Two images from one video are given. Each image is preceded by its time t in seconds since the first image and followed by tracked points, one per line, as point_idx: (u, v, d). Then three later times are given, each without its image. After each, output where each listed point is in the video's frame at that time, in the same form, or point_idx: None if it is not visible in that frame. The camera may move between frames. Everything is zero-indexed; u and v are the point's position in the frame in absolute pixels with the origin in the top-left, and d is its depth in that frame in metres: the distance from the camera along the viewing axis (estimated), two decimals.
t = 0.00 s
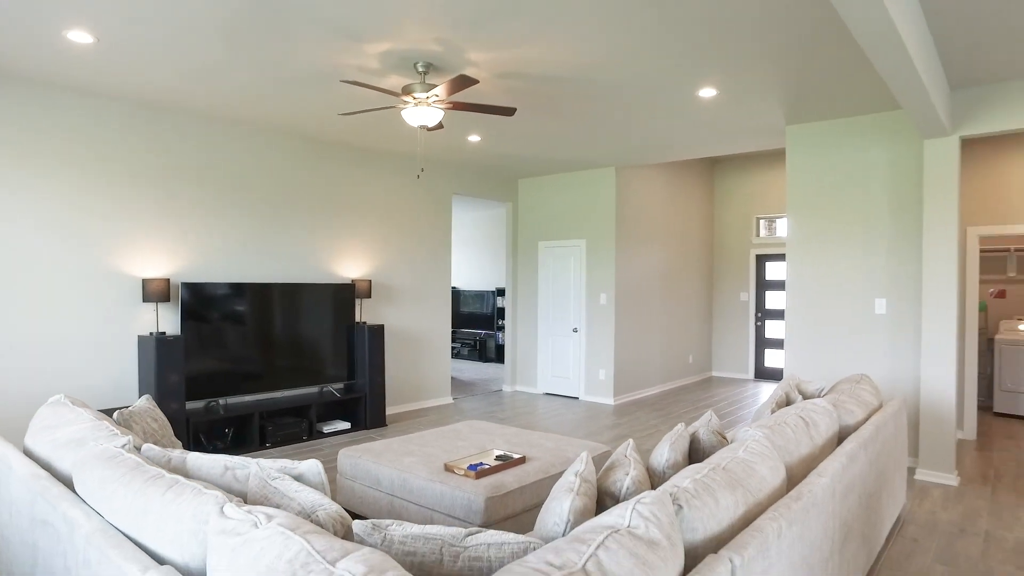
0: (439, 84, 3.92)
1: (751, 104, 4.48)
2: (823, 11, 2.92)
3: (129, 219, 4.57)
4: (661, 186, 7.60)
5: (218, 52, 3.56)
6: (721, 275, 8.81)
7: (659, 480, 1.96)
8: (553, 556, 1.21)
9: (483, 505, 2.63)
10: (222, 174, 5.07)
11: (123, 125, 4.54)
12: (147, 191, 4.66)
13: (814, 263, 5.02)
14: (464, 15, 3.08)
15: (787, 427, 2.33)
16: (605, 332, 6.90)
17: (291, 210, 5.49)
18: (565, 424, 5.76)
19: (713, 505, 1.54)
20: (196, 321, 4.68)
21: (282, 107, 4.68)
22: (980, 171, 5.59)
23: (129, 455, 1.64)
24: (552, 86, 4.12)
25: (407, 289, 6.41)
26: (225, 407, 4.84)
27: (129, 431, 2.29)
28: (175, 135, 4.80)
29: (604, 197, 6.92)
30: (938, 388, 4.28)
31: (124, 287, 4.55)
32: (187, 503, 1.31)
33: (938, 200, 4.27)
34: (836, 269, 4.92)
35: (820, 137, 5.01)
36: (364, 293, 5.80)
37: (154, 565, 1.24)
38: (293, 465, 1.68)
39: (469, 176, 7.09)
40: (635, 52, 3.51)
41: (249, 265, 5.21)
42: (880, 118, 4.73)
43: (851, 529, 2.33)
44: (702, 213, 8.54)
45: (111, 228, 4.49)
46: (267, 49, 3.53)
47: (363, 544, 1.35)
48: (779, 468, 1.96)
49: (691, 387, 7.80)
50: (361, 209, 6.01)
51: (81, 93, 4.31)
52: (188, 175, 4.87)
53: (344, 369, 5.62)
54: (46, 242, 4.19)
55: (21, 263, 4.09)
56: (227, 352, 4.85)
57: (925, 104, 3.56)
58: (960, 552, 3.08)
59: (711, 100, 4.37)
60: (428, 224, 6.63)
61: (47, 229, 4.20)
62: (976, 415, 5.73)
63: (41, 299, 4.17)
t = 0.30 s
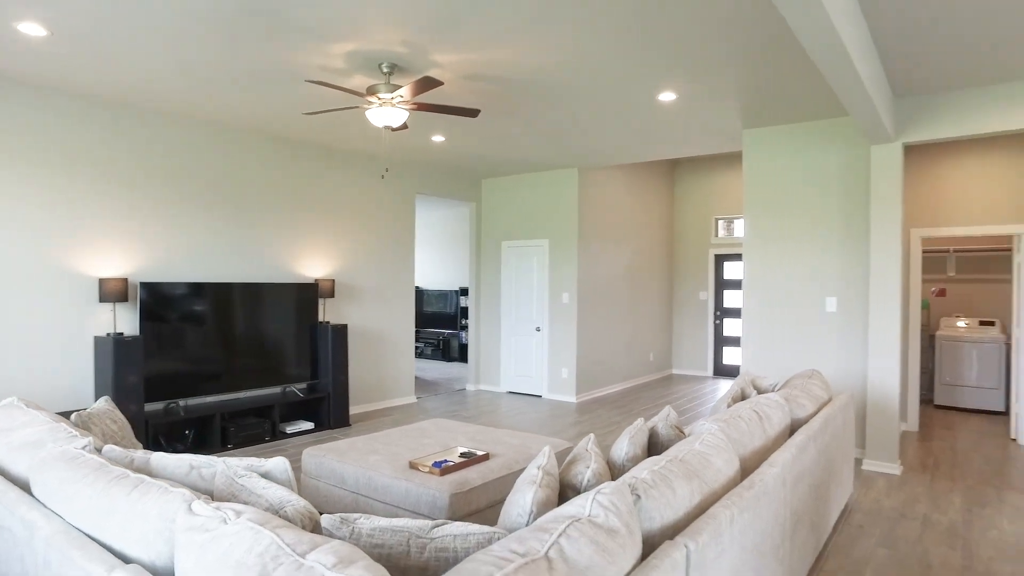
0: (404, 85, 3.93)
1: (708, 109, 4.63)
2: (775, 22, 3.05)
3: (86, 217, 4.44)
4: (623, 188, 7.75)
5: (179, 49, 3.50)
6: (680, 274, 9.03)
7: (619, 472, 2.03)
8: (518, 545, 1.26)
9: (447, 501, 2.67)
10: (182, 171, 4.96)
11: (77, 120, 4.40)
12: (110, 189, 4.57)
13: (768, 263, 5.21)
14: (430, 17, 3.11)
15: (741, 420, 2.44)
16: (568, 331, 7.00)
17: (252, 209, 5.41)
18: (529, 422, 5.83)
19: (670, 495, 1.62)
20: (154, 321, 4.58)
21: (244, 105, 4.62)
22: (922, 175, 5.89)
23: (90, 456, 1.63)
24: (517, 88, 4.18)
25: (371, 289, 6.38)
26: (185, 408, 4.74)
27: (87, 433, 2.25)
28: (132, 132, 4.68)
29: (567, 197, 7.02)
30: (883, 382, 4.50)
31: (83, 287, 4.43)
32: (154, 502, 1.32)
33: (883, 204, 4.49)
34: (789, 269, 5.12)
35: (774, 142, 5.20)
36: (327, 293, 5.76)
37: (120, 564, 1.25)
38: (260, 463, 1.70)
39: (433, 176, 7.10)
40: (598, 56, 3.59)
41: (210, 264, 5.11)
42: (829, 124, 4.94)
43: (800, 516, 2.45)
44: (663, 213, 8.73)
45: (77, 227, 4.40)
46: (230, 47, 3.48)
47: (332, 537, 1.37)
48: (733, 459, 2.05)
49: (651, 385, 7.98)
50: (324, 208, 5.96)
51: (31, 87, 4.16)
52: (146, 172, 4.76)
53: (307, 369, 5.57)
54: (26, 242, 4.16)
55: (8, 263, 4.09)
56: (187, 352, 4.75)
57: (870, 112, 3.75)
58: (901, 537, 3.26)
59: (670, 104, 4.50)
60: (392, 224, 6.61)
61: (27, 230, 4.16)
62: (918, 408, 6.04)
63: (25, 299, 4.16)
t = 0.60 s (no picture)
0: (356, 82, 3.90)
1: (657, 111, 4.75)
2: (720, 28, 3.17)
3: (18, 213, 4.22)
4: (575, 187, 7.85)
5: (119, 40, 3.37)
6: (632, 273, 9.21)
7: (571, 466, 2.08)
8: (471, 537, 1.28)
9: (401, 499, 2.67)
10: (123, 165, 4.78)
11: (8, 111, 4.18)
12: (47, 184, 4.36)
13: (715, 262, 5.39)
14: (382, 14, 3.09)
15: (688, 414, 2.53)
16: (522, 329, 7.05)
17: (199, 206, 5.25)
18: (482, 421, 5.85)
19: (620, 486, 1.67)
20: (95, 322, 4.39)
21: (189, 100, 4.48)
22: (859, 178, 6.19)
23: (27, 460, 1.57)
24: (470, 87, 4.19)
25: (322, 288, 6.28)
26: (128, 411, 4.57)
27: (22, 438, 2.16)
28: (68, 123, 4.47)
29: (519, 196, 7.07)
30: (823, 376, 4.71)
31: (16, 286, 4.21)
32: (96, 505, 1.29)
33: (823, 205, 4.70)
34: (736, 268, 5.30)
35: (721, 145, 5.37)
36: (277, 292, 5.63)
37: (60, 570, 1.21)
38: (209, 463, 1.67)
39: (386, 173, 7.04)
40: (550, 57, 3.65)
41: (154, 262, 4.94)
42: (772, 128, 5.14)
43: (745, 505, 2.56)
44: (614, 213, 8.90)
45: (12, 224, 4.19)
46: (174, 40, 3.38)
47: (284, 535, 1.36)
48: (681, 451, 2.13)
49: (604, 382, 8.11)
50: (274, 205, 5.84)
51: None
52: (84, 166, 4.56)
53: (257, 369, 5.44)
54: None
55: None
56: (130, 354, 4.58)
57: (809, 117, 3.93)
58: (837, 522, 3.43)
59: (621, 105, 4.60)
60: (345, 222, 6.53)
61: None
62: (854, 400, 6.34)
63: None
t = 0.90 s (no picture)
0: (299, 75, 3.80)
1: (603, 110, 4.82)
2: (664, 29, 3.24)
3: None
4: (522, 186, 7.89)
5: (40, 23, 3.17)
6: (578, 272, 9.33)
7: (517, 463, 2.09)
8: (416, 538, 1.27)
9: (345, 501, 2.62)
10: (46, 156, 4.50)
11: None
12: None
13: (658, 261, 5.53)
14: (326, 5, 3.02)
15: (633, 410, 2.57)
16: (467, 328, 7.03)
17: (131, 201, 5.00)
18: (428, 420, 5.80)
19: (566, 482, 1.68)
20: (15, 323, 4.12)
21: (118, 88, 4.26)
22: (794, 181, 6.46)
23: None
24: (418, 83, 4.15)
25: (264, 286, 6.09)
26: (53, 417, 4.31)
27: None
28: None
29: (466, 194, 7.05)
30: (762, 370, 4.90)
31: None
32: (12, 517, 1.20)
33: (762, 206, 4.88)
34: (680, 266, 5.44)
35: (665, 145, 5.50)
36: (216, 290, 5.39)
37: None
38: (139, 468, 1.60)
39: (330, 169, 6.89)
40: (499, 54, 3.64)
41: (81, 259, 4.67)
42: (713, 130, 5.30)
43: (688, 498, 2.62)
44: (561, 212, 8.98)
45: None
46: (102, 24, 3.20)
47: (220, 541, 1.32)
48: (626, 447, 2.17)
49: (550, 379, 8.19)
50: (212, 200, 5.62)
51: None
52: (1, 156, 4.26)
53: (194, 370, 5.23)
54: None
55: None
56: (55, 356, 4.33)
57: (748, 119, 4.07)
58: (773, 511, 3.57)
59: (568, 104, 4.64)
60: (287, 218, 6.35)
61: None
62: (791, 394, 6.61)
63: None
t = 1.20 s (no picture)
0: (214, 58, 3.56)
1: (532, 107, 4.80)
2: (595, 26, 3.25)
3: None
4: (449, 182, 7.79)
5: None
6: (506, 270, 9.33)
7: (445, 466, 2.01)
8: (336, 552, 1.18)
9: (263, 511, 2.47)
10: None
11: None
12: None
13: (587, 260, 5.59)
14: None
15: (563, 408, 2.55)
16: (392, 326, 6.85)
17: (21, 190, 4.54)
18: (350, 421, 5.62)
19: (497, 484, 1.62)
20: None
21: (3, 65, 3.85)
22: (716, 182, 6.70)
23: None
24: (343, 72, 3.99)
25: (176, 284, 5.71)
26: None
27: None
28: None
29: (391, 190, 6.88)
30: (686, 365, 5.04)
31: None
32: None
33: (686, 206, 5.01)
34: (608, 264, 5.52)
35: (594, 144, 5.55)
36: (122, 288, 5.00)
37: None
38: (15, 489, 1.43)
39: (247, 162, 6.54)
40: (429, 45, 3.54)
41: None
42: (639, 130, 5.40)
43: (619, 495, 2.63)
44: (488, 210, 8.93)
45: None
46: None
47: (113, 567, 1.19)
48: (556, 446, 2.14)
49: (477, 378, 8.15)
50: (116, 192, 5.20)
51: None
52: None
53: (97, 375, 4.82)
54: None
55: None
56: None
57: (674, 119, 4.16)
58: (699, 504, 3.67)
59: (497, 99, 4.60)
60: (201, 212, 5.98)
61: None
62: (712, 388, 6.86)
63: None
